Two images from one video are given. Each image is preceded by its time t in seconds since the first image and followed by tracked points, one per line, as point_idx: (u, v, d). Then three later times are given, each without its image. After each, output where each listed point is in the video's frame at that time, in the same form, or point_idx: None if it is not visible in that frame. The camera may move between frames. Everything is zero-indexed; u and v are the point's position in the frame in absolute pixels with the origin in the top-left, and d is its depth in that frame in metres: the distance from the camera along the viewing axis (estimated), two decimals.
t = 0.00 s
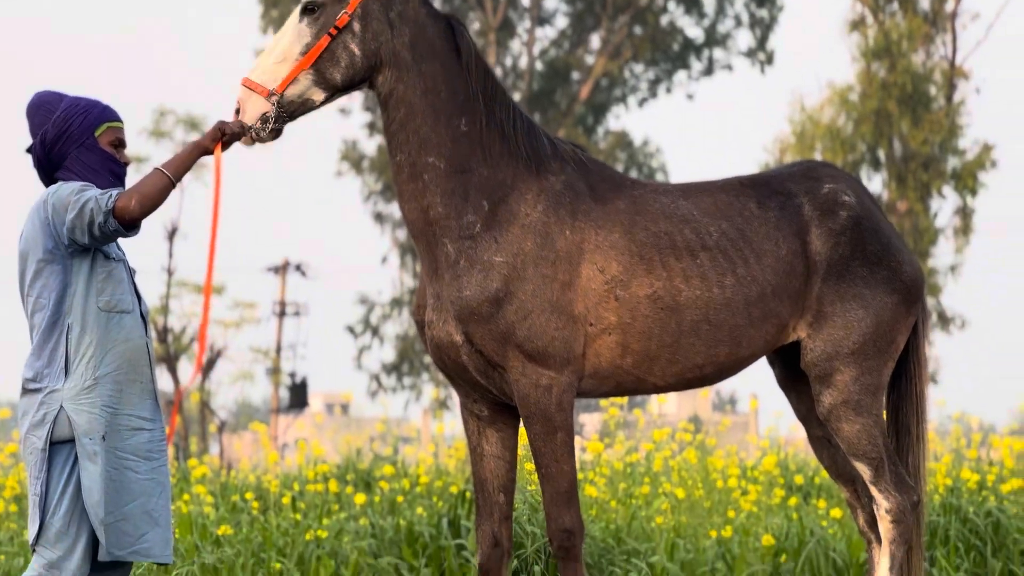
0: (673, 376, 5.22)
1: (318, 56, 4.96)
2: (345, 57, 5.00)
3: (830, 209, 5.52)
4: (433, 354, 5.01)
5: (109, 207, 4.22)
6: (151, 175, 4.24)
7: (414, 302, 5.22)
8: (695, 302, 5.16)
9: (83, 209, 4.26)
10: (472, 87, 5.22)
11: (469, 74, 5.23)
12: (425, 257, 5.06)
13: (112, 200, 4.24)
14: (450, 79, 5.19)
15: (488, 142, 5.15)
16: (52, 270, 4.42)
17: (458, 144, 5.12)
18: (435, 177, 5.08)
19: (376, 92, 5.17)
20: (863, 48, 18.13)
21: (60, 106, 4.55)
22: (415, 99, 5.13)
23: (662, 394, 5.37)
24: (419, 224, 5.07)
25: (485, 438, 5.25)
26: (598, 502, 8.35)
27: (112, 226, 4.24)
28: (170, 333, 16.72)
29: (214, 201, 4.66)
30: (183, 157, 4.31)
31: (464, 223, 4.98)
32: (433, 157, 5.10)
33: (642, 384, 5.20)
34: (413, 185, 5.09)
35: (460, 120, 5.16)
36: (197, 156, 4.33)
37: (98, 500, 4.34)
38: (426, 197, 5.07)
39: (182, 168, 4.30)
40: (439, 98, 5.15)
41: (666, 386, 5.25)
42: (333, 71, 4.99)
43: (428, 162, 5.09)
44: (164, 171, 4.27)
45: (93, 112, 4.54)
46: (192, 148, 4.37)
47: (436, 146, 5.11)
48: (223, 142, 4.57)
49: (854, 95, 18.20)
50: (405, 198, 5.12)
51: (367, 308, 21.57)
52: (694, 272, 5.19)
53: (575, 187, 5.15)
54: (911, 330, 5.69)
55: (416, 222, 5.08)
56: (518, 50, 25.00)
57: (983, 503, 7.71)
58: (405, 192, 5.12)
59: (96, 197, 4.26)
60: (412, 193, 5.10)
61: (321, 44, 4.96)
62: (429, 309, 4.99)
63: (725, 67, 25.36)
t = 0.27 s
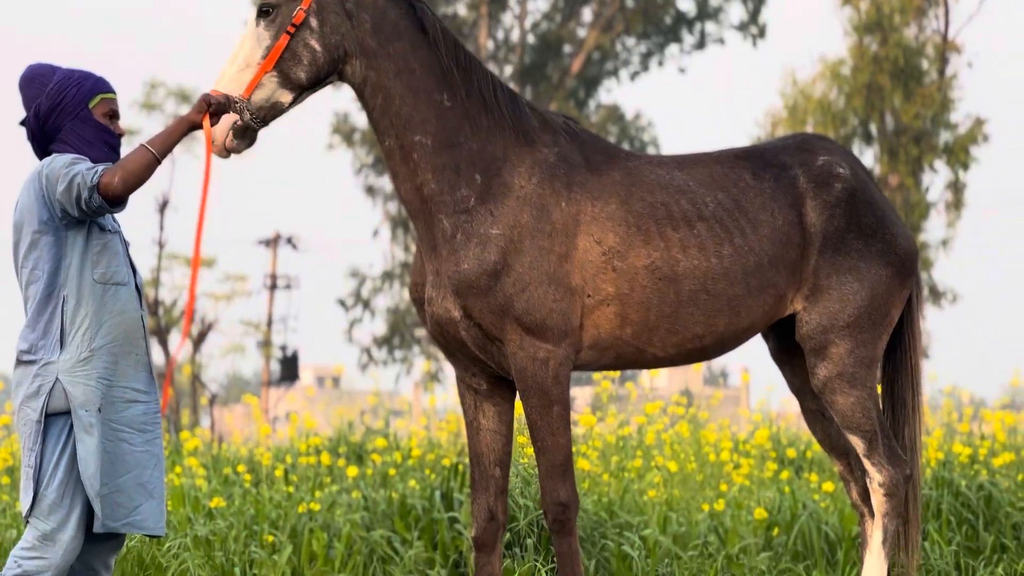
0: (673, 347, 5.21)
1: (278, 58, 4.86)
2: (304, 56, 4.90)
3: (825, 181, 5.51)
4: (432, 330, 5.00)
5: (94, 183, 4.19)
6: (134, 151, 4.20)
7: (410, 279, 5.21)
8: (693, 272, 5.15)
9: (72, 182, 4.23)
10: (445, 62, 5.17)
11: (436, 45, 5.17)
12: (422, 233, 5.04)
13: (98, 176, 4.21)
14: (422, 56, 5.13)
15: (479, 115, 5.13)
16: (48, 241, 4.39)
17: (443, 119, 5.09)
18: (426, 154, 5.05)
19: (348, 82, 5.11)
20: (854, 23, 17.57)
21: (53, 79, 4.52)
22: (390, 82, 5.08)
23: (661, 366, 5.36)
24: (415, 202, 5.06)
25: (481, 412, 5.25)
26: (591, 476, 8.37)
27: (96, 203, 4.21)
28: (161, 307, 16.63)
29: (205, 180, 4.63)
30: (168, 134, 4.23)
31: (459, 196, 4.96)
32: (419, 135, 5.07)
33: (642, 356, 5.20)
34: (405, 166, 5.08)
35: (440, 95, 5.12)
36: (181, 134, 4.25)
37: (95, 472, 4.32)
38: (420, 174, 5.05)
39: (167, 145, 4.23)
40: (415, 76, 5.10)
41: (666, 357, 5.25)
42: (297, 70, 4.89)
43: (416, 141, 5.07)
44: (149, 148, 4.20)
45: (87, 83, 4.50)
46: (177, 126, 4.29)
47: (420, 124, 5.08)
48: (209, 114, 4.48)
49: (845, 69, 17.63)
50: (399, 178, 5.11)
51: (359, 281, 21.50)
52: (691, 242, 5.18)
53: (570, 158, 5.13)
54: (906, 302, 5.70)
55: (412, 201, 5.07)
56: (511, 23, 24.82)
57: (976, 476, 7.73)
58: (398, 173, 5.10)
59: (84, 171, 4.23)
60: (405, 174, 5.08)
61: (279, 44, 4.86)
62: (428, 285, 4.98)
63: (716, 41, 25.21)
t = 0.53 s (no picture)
0: (666, 322, 5.24)
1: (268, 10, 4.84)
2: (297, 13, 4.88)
3: (818, 157, 5.52)
4: (426, 305, 5.01)
5: (81, 164, 4.20)
6: (118, 133, 4.18)
7: (404, 254, 5.22)
8: (686, 248, 5.17)
9: (62, 162, 4.24)
10: (441, 36, 5.16)
11: (432, 20, 5.17)
12: (416, 209, 5.04)
13: (85, 156, 4.22)
14: (417, 31, 5.12)
15: (473, 90, 5.13)
16: (42, 216, 4.40)
17: (437, 94, 5.09)
18: (419, 129, 5.05)
19: (343, 51, 5.10)
20: None
21: (45, 53, 4.52)
22: (387, 54, 5.07)
23: (654, 341, 5.39)
24: (409, 176, 5.05)
25: (475, 387, 5.27)
26: (584, 452, 8.42)
27: (84, 185, 4.22)
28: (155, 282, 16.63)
29: (188, 148, 4.63)
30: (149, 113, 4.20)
31: (453, 172, 4.96)
32: (413, 110, 5.07)
33: (635, 331, 5.22)
34: (399, 139, 5.07)
35: (435, 70, 5.12)
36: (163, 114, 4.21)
37: (94, 446, 4.33)
38: (413, 149, 5.04)
39: (150, 125, 4.20)
40: (409, 49, 5.09)
41: (659, 333, 5.27)
42: (286, 27, 4.88)
43: (409, 116, 5.06)
44: (132, 128, 4.18)
45: (79, 58, 4.49)
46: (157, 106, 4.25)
47: (414, 99, 5.07)
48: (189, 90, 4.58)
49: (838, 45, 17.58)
50: (392, 153, 5.11)
51: (351, 257, 21.50)
52: (684, 218, 5.19)
53: (563, 134, 5.13)
54: (898, 279, 5.72)
55: (406, 174, 5.06)
56: None
57: (969, 452, 7.78)
58: (392, 148, 5.10)
59: (72, 152, 4.23)
60: (399, 148, 5.08)
61: None
62: (421, 261, 4.98)
63: (710, 17, 25.12)
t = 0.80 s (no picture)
0: (654, 304, 5.26)
1: None
2: None
3: (809, 138, 5.54)
4: (416, 284, 5.02)
5: (68, 143, 4.21)
6: (104, 114, 4.18)
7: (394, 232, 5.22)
8: (676, 230, 5.19)
9: (51, 141, 4.24)
10: (443, 15, 5.16)
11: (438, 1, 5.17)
12: (407, 188, 5.04)
13: (72, 137, 4.22)
14: (422, 8, 5.13)
15: (467, 71, 5.12)
16: (33, 195, 4.41)
17: (433, 73, 5.09)
18: (415, 108, 5.05)
19: (348, 22, 5.10)
20: None
21: (32, 33, 4.51)
22: (391, 30, 5.08)
23: (643, 322, 5.41)
24: (401, 155, 5.05)
25: (466, 365, 5.29)
26: (578, 431, 8.45)
27: (73, 163, 4.24)
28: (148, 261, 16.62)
29: (175, 121, 4.59)
30: (135, 94, 4.19)
31: (445, 152, 4.96)
32: (410, 87, 5.07)
33: (624, 312, 5.25)
34: (393, 117, 5.07)
35: (433, 48, 5.12)
36: (148, 95, 4.20)
37: (87, 425, 4.35)
38: (407, 128, 5.04)
39: (136, 106, 4.20)
40: (412, 26, 5.10)
41: (647, 314, 5.30)
42: None
43: (406, 94, 5.06)
44: (117, 109, 4.18)
45: (66, 36, 4.49)
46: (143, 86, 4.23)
47: (413, 76, 5.07)
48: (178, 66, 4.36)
49: (833, 25, 17.53)
50: (385, 130, 5.10)
51: (346, 236, 21.49)
52: (674, 200, 5.21)
53: (555, 115, 5.14)
54: (888, 261, 5.75)
55: (398, 153, 5.06)
56: None
57: (961, 432, 7.82)
58: (385, 124, 5.09)
59: (60, 131, 4.23)
60: (392, 125, 5.07)
61: None
62: (412, 240, 4.99)
63: None
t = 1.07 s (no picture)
0: (648, 287, 5.28)
1: None
2: None
3: (800, 121, 5.55)
4: (409, 267, 5.02)
5: (68, 128, 4.21)
6: (102, 102, 4.19)
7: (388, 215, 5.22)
8: (669, 213, 5.20)
9: (49, 126, 4.24)
10: None
11: None
12: (401, 171, 5.03)
13: (71, 121, 4.22)
14: None
15: (462, 54, 5.11)
16: (30, 179, 4.40)
17: (430, 56, 5.08)
18: (411, 91, 5.04)
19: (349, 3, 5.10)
20: None
21: (26, 16, 4.49)
22: (392, 13, 5.08)
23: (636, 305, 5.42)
24: (395, 137, 5.04)
25: (460, 348, 5.30)
26: (572, 415, 8.47)
27: (73, 148, 4.24)
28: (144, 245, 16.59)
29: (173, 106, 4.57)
30: (133, 83, 4.19)
31: (440, 135, 4.95)
32: (407, 70, 5.06)
33: (617, 295, 5.26)
34: (389, 99, 5.06)
35: (431, 32, 5.11)
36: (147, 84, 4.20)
37: (83, 409, 4.37)
38: (403, 111, 5.03)
39: (134, 95, 4.20)
40: (411, 9, 5.10)
41: (641, 297, 5.31)
42: None
43: (403, 77, 5.06)
44: (116, 98, 4.18)
45: (60, 19, 4.47)
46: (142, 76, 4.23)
47: (411, 59, 5.07)
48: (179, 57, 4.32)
49: (829, 9, 17.46)
50: (380, 113, 5.09)
51: (341, 220, 21.48)
52: (668, 183, 5.22)
53: (549, 98, 5.14)
54: (882, 242, 5.76)
55: (392, 135, 5.05)
56: None
57: (956, 416, 7.83)
58: (380, 106, 5.08)
59: (60, 115, 4.23)
60: (388, 107, 5.06)
61: None
62: (405, 223, 4.99)
63: None
